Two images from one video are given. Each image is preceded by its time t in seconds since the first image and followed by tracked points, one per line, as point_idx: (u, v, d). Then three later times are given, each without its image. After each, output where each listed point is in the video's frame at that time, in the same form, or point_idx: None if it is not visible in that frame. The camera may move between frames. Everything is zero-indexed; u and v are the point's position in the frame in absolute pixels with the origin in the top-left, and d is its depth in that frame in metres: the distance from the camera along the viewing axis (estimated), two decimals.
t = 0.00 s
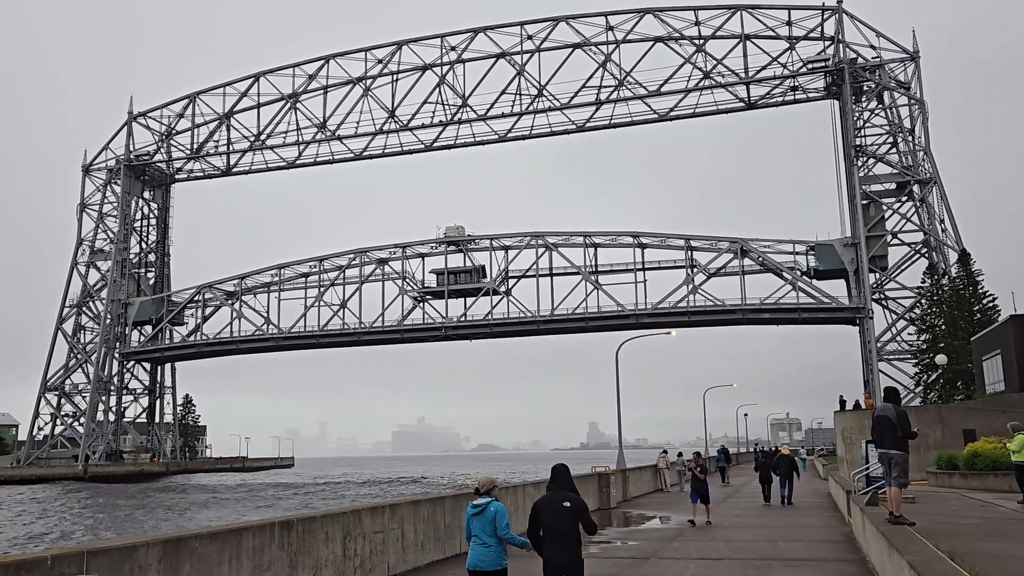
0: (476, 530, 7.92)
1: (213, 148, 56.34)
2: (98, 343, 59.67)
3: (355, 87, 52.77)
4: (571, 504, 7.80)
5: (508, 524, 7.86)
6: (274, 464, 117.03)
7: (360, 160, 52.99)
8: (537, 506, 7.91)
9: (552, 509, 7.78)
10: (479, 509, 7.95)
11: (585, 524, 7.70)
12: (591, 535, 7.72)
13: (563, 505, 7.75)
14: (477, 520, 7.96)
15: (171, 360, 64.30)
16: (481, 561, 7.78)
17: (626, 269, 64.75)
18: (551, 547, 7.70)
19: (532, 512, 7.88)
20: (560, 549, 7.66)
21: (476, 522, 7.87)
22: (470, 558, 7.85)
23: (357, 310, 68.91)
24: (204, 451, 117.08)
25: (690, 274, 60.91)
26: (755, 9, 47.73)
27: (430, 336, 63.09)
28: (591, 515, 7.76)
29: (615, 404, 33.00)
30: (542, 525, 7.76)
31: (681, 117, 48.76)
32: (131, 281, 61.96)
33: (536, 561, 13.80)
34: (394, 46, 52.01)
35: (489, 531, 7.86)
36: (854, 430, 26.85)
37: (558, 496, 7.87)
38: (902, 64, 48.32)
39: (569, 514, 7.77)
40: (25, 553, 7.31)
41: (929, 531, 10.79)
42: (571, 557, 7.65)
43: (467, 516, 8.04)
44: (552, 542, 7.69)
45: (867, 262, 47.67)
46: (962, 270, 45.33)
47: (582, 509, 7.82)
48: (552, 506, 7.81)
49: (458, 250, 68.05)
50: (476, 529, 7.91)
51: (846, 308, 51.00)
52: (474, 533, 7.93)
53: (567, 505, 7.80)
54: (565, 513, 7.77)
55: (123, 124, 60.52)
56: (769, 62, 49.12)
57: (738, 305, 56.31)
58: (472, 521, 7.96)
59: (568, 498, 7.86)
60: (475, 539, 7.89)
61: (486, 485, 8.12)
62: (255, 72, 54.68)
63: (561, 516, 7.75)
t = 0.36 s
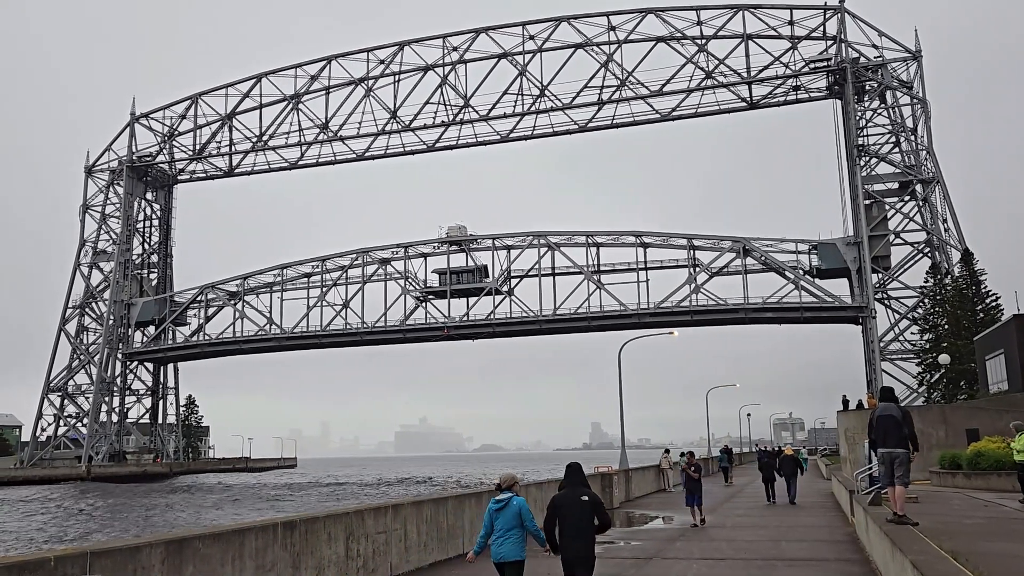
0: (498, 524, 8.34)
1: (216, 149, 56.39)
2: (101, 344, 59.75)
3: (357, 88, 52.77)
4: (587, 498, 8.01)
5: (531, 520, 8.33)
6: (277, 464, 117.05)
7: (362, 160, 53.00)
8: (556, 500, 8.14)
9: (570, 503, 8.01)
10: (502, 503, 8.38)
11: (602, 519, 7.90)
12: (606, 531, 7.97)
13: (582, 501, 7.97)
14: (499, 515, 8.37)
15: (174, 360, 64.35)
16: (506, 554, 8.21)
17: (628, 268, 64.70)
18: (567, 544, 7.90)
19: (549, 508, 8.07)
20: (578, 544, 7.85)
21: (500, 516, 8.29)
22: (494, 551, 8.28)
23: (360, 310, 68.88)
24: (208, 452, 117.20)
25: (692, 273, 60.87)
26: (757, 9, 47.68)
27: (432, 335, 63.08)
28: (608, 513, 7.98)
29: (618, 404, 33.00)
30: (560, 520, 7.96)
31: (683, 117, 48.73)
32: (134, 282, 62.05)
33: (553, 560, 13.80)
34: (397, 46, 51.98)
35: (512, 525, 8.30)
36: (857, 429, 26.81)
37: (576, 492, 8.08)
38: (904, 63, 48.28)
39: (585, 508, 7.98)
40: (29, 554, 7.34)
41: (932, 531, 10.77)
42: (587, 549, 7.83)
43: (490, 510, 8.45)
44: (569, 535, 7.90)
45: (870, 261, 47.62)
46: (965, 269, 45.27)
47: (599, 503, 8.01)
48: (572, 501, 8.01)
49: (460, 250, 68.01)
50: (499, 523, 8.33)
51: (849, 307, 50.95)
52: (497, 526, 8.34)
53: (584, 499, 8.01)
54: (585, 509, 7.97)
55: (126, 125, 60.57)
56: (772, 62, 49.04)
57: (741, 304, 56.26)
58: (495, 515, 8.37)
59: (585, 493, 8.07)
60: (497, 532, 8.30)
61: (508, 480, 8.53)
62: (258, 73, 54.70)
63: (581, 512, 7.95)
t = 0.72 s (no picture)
0: (513, 520, 8.94)
1: (218, 149, 56.40)
2: (103, 344, 59.83)
3: (359, 88, 52.74)
4: (598, 495, 8.76)
5: (543, 515, 8.91)
6: (279, 464, 117.03)
7: (365, 161, 53.01)
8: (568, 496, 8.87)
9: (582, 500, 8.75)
10: (515, 500, 8.96)
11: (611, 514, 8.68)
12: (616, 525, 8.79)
13: (592, 497, 8.71)
14: (515, 510, 8.97)
15: (176, 360, 64.40)
16: (521, 547, 8.81)
17: (630, 268, 64.67)
18: (578, 536, 8.67)
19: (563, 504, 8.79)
20: (590, 538, 8.62)
21: (515, 512, 8.88)
22: (510, 544, 8.89)
23: (362, 309, 68.86)
24: (210, 452, 117.26)
25: (694, 272, 60.85)
26: (759, 8, 47.62)
27: (434, 335, 63.09)
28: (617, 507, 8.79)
29: (620, 404, 33.04)
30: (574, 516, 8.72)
31: (685, 117, 48.70)
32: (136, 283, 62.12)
33: (558, 561, 13.83)
34: (399, 46, 51.94)
35: (525, 521, 8.88)
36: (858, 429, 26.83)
37: (585, 489, 8.84)
38: (907, 63, 48.19)
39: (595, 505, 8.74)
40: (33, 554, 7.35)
41: (934, 532, 10.79)
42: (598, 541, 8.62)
43: (505, 505, 9.03)
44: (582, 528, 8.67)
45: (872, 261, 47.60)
46: (968, 269, 45.25)
47: (606, 499, 8.78)
48: (582, 498, 8.78)
49: (462, 250, 67.99)
50: (513, 519, 8.92)
51: (851, 307, 50.95)
52: (512, 521, 8.93)
53: (594, 495, 8.76)
54: (595, 504, 8.73)
55: (128, 125, 60.57)
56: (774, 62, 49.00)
57: (743, 303, 56.24)
58: (511, 510, 8.96)
59: (595, 490, 8.81)
60: (513, 527, 8.91)
61: (521, 478, 9.11)
62: (260, 73, 54.68)
63: (593, 507, 8.71)
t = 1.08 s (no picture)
0: (533, 519, 9.32)
1: (220, 148, 56.44)
2: (105, 343, 59.86)
3: (361, 88, 52.75)
4: (615, 496, 9.00)
5: (561, 514, 9.25)
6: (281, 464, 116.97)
7: (366, 160, 53.01)
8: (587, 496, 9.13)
9: (599, 499, 9.02)
10: (534, 500, 9.34)
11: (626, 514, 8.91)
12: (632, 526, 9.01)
13: (608, 499, 8.94)
14: (534, 508, 9.35)
15: (177, 358, 64.43)
16: (539, 545, 9.20)
17: (631, 267, 64.67)
18: (595, 534, 8.92)
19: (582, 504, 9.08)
20: (606, 536, 8.86)
21: (534, 512, 9.24)
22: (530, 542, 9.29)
23: (363, 308, 68.84)
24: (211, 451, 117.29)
25: (695, 272, 60.85)
26: (761, 8, 47.63)
27: (435, 334, 63.11)
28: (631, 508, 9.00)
29: (622, 403, 33.06)
30: (590, 517, 8.98)
31: (687, 116, 48.71)
32: (138, 281, 62.16)
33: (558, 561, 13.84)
34: (400, 46, 51.98)
35: (544, 520, 9.25)
36: (859, 429, 26.83)
37: (603, 490, 9.07)
38: (908, 63, 48.17)
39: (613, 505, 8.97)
40: (34, 552, 7.36)
41: (934, 531, 10.80)
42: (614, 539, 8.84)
43: (525, 504, 9.42)
44: (599, 526, 8.90)
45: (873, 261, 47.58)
46: (969, 269, 45.21)
47: (624, 500, 9.03)
48: (599, 499, 9.01)
49: (463, 249, 68.01)
50: (533, 518, 9.30)
51: (852, 306, 50.94)
52: (532, 519, 9.32)
53: (612, 496, 9.01)
54: (611, 505, 8.96)
55: (130, 124, 60.63)
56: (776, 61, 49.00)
57: (744, 303, 56.22)
58: (530, 509, 9.35)
59: (613, 492, 9.06)
60: (532, 527, 9.29)
61: (541, 479, 9.49)
62: (261, 72, 54.71)
63: (608, 508, 8.95)
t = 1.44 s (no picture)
0: (547, 514, 9.41)
1: (220, 147, 56.37)
2: (105, 341, 59.85)
3: (362, 87, 52.64)
4: (631, 493, 9.29)
5: (574, 511, 9.38)
6: (281, 462, 116.97)
7: (366, 160, 52.89)
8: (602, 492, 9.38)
9: (615, 496, 9.29)
10: (549, 496, 9.44)
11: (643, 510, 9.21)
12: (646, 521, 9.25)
13: (625, 494, 9.22)
14: (548, 505, 9.45)
15: (177, 357, 64.40)
16: (553, 540, 9.30)
17: (631, 266, 64.63)
18: (611, 529, 9.21)
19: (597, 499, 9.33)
20: (622, 531, 9.17)
21: (548, 508, 9.34)
22: (544, 536, 9.37)
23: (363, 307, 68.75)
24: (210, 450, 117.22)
25: (696, 271, 60.83)
26: (762, 9, 47.59)
27: (435, 333, 63.04)
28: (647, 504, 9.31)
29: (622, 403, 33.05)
30: (606, 511, 9.25)
31: (687, 117, 48.64)
32: (138, 280, 62.15)
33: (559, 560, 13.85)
34: (401, 45, 51.89)
35: (558, 515, 9.35)
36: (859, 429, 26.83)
37: (619, 486, 9.36)
38: (909, 64, 48.15)
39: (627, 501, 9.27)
40: (33, 552, 7.35)
41: (933, 532, 10.82)
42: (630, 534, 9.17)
43: (539, 501, 9.50)
44: (614, 522, 9.22)
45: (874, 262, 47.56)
46: (970, 271, 45.18)
47: (640, 496, 9.34)
48: (616, 494, 9.31)
49: (463, 248, 67.94)
50: (547, 514, 9.39)
51: (852, 307, 50.92)
52: (546, 515, 9.41)
53: (628, 493, 9.29)
54: (629, 500, 9.26)
55: (130, 123, 60.58)
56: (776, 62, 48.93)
57: (744, 303, 56.20)
58: (545, 506, 9.44)
59: (628, 488, 9.34)
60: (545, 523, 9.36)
61: (555, 475, 9.55)
62: (262, 72, 54.61)
63: (625, 503, 9.24)
